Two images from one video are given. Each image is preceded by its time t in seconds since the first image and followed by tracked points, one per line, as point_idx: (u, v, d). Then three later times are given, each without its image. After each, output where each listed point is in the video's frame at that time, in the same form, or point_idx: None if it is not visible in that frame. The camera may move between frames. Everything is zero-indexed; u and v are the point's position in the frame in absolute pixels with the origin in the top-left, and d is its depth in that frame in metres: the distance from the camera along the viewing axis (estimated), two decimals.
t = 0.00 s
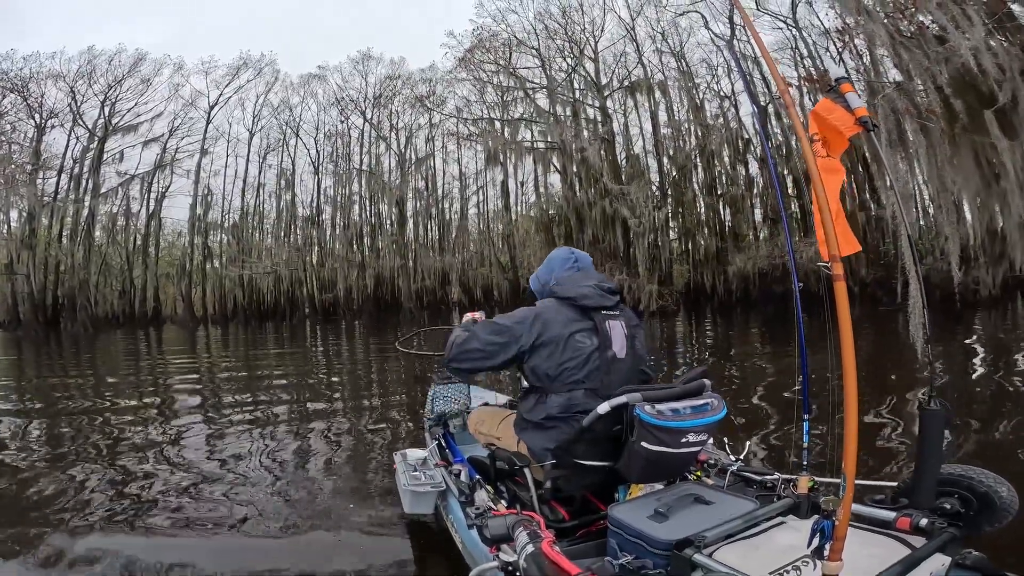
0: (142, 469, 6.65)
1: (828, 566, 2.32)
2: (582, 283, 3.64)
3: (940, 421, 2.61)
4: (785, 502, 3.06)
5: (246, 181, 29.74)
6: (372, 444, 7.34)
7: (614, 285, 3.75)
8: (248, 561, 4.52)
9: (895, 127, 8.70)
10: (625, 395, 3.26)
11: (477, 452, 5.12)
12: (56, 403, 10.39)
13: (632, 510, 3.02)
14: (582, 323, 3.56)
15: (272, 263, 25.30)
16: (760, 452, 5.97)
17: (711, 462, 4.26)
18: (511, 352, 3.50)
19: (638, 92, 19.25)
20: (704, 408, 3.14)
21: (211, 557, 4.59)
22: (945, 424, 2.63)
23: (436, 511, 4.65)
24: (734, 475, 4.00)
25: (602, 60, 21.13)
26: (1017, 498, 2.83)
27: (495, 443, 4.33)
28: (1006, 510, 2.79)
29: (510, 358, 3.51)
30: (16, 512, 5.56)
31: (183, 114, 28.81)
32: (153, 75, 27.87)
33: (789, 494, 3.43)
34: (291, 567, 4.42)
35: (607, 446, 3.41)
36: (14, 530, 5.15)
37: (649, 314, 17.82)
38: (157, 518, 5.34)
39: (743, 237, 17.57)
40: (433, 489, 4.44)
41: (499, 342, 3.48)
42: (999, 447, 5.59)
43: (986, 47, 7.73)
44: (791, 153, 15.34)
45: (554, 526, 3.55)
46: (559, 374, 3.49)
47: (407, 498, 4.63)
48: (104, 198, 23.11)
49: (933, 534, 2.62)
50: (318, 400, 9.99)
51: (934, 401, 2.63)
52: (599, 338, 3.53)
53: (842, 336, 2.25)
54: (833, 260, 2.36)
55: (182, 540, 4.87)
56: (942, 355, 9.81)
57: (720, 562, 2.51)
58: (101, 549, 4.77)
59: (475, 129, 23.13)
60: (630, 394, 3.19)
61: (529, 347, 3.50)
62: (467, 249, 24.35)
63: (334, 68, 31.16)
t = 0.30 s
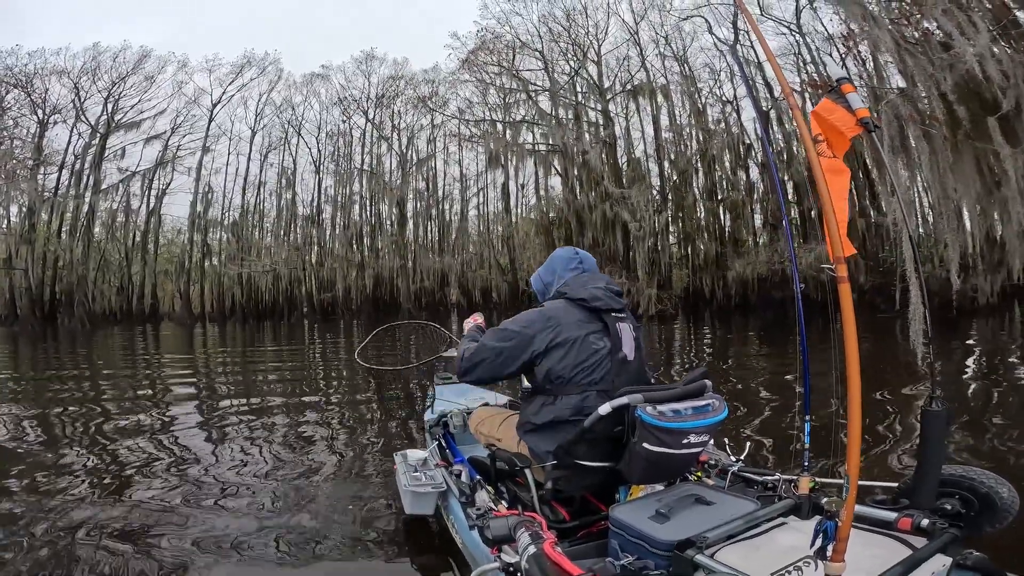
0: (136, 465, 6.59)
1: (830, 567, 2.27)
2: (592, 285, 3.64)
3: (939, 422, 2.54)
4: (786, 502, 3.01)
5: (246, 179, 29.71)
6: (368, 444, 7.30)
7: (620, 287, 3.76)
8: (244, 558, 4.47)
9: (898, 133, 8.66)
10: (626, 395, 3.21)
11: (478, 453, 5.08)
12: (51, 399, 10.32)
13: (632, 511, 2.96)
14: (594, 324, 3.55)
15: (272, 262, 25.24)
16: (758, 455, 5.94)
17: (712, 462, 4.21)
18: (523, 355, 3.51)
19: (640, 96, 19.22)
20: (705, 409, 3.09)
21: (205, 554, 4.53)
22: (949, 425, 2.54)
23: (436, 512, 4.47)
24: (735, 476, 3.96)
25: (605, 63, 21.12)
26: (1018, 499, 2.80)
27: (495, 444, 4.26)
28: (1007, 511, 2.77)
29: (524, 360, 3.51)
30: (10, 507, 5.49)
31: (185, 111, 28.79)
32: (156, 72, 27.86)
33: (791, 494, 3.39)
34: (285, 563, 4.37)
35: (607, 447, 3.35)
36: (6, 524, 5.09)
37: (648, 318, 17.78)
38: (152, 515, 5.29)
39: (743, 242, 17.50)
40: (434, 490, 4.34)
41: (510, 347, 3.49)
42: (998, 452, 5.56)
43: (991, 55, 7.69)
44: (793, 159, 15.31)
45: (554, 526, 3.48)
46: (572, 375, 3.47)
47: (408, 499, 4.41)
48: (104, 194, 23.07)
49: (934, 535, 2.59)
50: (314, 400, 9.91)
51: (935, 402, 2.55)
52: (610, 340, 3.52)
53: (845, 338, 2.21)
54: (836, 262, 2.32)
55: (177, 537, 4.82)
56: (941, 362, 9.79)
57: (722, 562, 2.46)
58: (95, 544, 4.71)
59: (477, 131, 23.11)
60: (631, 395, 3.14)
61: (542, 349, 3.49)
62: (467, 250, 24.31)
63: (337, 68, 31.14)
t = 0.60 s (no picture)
0: (129, 455, 6.53)
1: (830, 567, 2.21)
2: (587, 283, 3.65)
3: (941, 422, 2.46)
4: (786, 502, 2.95)
5: (249, 177, 29.70)
6: (361, 442, 7.26)
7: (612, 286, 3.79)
8: (234, 543, 4.38)
9: (901, 140, 8.60)
10: (626, 395, 3.17)
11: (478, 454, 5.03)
12: (45, 393, 10.23)
13: (633, 511, 2.91)
14: (593, 321, 3.53)
15: (272, 260, 25.21)
16: (754, 458, 5.90)
17: (712, 462, 4.16)
18: (527, 355, 3.49)
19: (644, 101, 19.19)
20: (704, 408, 3.05)
21: (193, 538, 4.44)
22: (948, 426, 2.46)
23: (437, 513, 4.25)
24: (735, 476, 3.90)
25: (609, 67, 21.11)
26: (1019, 497, 2.77)
27: (495, 444, 4.08)
28: (1007, 509, 2.75)
29: (528, 360, 3.50)
30: None
31: (190, 108, 28.80)
32: (162, 69, 27.89)
33: (791, 494, 3.34)
34: (276, 550, 4.28)
35: (607, 447, 3.34)
36: None
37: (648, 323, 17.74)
38: (142, 499, 5.20)
39: (743, 248, 17.43)
40: (434, 490, 4.14)
41: (513, 348, 3.51)
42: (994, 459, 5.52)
43: (995, 63, 7.63)
44: (795, 165, 15.25)
45: (554, 526, 3.45)
46: (576, 372, 3.41)
47: (408, 500, 4.20)
48: (106, 190, 23.04)
49: (935, 534, 2.57)
50: (310, 399, 9.83)
51: (935, 402, 2.49)
52: (609, 336, 3.51)
53: (846, 343, 2.17)
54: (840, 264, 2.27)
55: (166, 521, 4.72)
56: (939, 370, 9.75)
57: (722, 561, 2.39)
58: (84, 525, 4.63)
59: (479, 132, 23.09)
60: (631, 394, 3.10)
61: (545, 348, 3.46)
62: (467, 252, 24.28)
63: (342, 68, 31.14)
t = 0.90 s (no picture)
0: (125, 451, 6.52)
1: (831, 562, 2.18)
2: (570, 283, 3.69)
3: (941, 418, 2.41)
4: (786, 499, 2.93)
5: (251, 176, 29.73)
6: (357, 440, 7.24)
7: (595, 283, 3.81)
8: (226, 543, 4.34)
9: (903, 145, 8.57)
10: (625, 393, 3.14)
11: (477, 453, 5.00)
12: (41, 390, 10.17)
13: (632, 507, 2.87)
14: (578, 317, 3.55)
15: (273, 259, 25.20)
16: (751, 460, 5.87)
17: (712, 460, 4.12)
18: (515, 354, 3.54)
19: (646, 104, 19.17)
20: (703, 405, 3.03)
21: (185, 539, 4.40)
22: (948, 421, 2.42)
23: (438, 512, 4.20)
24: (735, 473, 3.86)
25: (612, 71, 21.11)
26: (1018, 493, 2.78)
27: (495, 442, 4.02)
28: (1007, 505, 2.74)
29: (517, 359, 3.54)
30: None
31: (194, 107, 28.86)
32: (167, 67, 27.94)
33: (791, 491, 3.31)
34: (272, 548, 4.25)
35: (609, 444, 3.26)
36: None
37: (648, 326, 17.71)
38: (135, 497, 5.16)
39: (743, 252, 17.38)
40: (434, 490, 4.09)
41: (502, 347, 3.58)
42: (992, 461, 5.50)
43: (998, 68, 7.60)
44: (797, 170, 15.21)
45: (555, 524, 3.40)
46: (563, 366, 3.42)
47: (409, 499, 4.13)
48: (108, 187, 23.09)
49: (935, 530, 2.54)
50: (307, 398, 9.78)
51: (934, 397, 2.44)
52: (594, 330, 3.51)
53: (844, 339, 2.16)
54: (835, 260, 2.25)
55: (158, 519, 4.68)
56: (938, 376, 9.72)
57: (724, 558, 2.36)
58: (76, 523, 4.59)
59: (482, 134, 23.08)
60: (630, 392, 3.07)
61: (532, 345, 3.50)
62: (468, 253, 24.27)
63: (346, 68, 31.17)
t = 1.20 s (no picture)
0: (124, 451, 6.52)
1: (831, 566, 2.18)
2: (559, 288, 3.74)
3: (941, 421, 2.41)
4: (787, 501, 2.92)
5: (251, 175, 29.72)
6: (357, 440, 7.24)
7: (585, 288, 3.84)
8: (225, 544, 4.33)
9: (904, 146, 8.56)
10: (625, 395, 3.13)
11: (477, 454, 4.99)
12: (40, 390, 10.13)
13: (633, 511, 2.86)
14: (569, 318, 3.58)
15: (273, 259, 25.18)
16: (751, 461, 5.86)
17: (713, 462, 4.12)
18: (510, 357, 3.56)
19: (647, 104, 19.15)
20: (704, 408, 3.02)
21: (184, 538, 4.39)
22: (949, 425, 2.41)
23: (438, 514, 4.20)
24: (736, 476, 3.86)
25: (612, 71, 21.09)
26: (1020, 495, 2.76)
27: (495, 445, 4.01)
28: (1009, 507, 2.73)
29: (511, 362, 3.56)
30: None
31: (195, 107, 28.84)
32: (167, 67, 27.94)
33: (791, 493, 3.30)
34: (272, 549, 4.25)
35: (608, 448, 3.26)
36: None
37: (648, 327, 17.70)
38: (136, 497, 5.16)
39: (743, 253, 17.37)
40: (434, 492, 4.08)
41: (496, 350, 3.61)
42: (992, 462, 5.50)
43: (999, 70, 7.59)
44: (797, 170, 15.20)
45: (555, 527, 3.39)
46: (558, 365, 3.43)
47: (408, 502, 4.13)
48: (109, 186, 23.09)
49: (937, 533, 2.53)
50: (308, 399, 9.74)
51: (935, 400, 2.44)
52: (586, 330, 3.53)
53: (846, 341, 2.15)
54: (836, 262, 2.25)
55: (157, 520, 4.67)
56: (938, 377, 9.72)
57: (724, 562, 2.35)
58: (79, 523, 4.58)
59: (482, 134, 23.05)
60: (630, 395, 3.07)
61: (525, 347, 3.53)
62: (468, 253, 24.26)
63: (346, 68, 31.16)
